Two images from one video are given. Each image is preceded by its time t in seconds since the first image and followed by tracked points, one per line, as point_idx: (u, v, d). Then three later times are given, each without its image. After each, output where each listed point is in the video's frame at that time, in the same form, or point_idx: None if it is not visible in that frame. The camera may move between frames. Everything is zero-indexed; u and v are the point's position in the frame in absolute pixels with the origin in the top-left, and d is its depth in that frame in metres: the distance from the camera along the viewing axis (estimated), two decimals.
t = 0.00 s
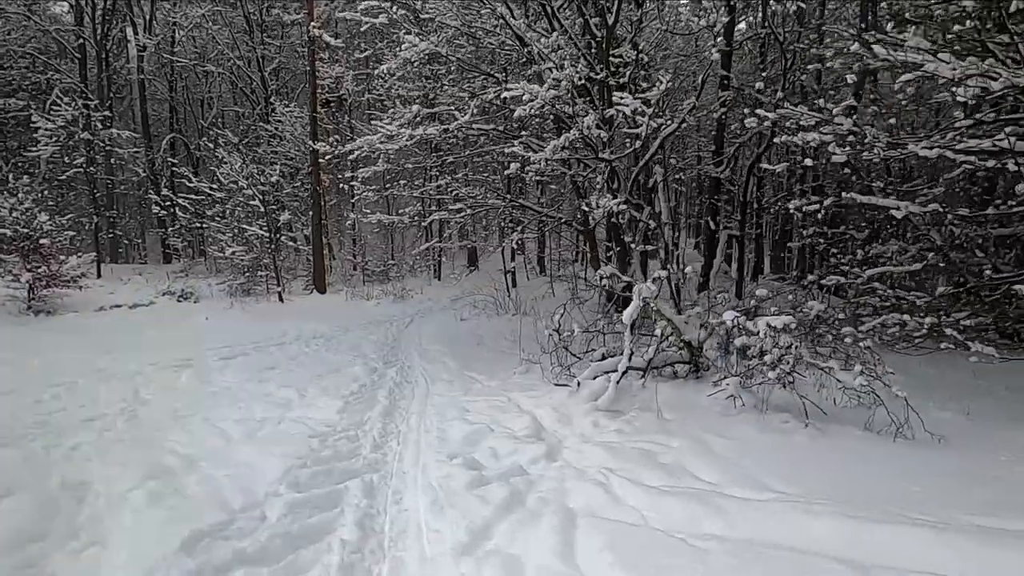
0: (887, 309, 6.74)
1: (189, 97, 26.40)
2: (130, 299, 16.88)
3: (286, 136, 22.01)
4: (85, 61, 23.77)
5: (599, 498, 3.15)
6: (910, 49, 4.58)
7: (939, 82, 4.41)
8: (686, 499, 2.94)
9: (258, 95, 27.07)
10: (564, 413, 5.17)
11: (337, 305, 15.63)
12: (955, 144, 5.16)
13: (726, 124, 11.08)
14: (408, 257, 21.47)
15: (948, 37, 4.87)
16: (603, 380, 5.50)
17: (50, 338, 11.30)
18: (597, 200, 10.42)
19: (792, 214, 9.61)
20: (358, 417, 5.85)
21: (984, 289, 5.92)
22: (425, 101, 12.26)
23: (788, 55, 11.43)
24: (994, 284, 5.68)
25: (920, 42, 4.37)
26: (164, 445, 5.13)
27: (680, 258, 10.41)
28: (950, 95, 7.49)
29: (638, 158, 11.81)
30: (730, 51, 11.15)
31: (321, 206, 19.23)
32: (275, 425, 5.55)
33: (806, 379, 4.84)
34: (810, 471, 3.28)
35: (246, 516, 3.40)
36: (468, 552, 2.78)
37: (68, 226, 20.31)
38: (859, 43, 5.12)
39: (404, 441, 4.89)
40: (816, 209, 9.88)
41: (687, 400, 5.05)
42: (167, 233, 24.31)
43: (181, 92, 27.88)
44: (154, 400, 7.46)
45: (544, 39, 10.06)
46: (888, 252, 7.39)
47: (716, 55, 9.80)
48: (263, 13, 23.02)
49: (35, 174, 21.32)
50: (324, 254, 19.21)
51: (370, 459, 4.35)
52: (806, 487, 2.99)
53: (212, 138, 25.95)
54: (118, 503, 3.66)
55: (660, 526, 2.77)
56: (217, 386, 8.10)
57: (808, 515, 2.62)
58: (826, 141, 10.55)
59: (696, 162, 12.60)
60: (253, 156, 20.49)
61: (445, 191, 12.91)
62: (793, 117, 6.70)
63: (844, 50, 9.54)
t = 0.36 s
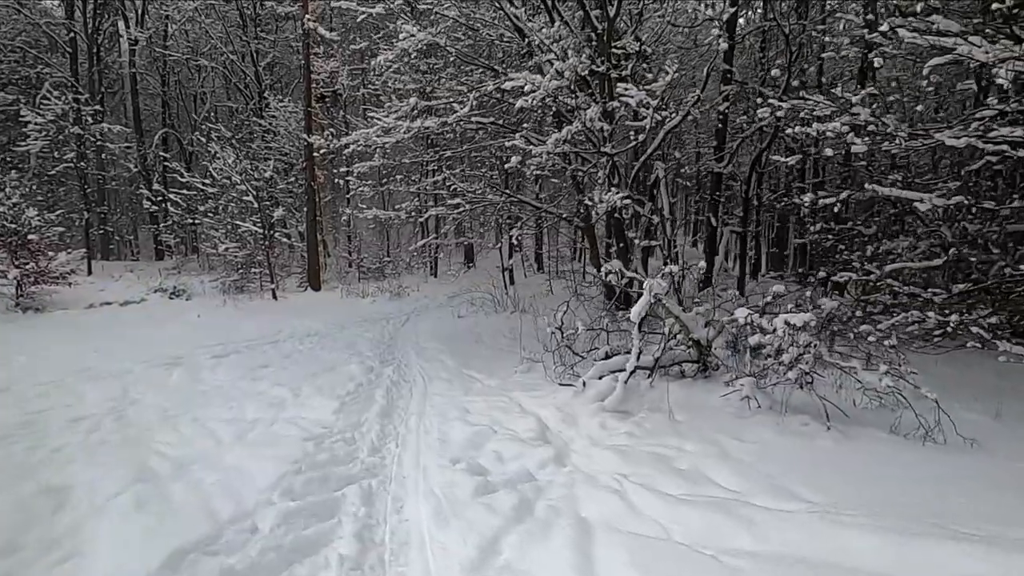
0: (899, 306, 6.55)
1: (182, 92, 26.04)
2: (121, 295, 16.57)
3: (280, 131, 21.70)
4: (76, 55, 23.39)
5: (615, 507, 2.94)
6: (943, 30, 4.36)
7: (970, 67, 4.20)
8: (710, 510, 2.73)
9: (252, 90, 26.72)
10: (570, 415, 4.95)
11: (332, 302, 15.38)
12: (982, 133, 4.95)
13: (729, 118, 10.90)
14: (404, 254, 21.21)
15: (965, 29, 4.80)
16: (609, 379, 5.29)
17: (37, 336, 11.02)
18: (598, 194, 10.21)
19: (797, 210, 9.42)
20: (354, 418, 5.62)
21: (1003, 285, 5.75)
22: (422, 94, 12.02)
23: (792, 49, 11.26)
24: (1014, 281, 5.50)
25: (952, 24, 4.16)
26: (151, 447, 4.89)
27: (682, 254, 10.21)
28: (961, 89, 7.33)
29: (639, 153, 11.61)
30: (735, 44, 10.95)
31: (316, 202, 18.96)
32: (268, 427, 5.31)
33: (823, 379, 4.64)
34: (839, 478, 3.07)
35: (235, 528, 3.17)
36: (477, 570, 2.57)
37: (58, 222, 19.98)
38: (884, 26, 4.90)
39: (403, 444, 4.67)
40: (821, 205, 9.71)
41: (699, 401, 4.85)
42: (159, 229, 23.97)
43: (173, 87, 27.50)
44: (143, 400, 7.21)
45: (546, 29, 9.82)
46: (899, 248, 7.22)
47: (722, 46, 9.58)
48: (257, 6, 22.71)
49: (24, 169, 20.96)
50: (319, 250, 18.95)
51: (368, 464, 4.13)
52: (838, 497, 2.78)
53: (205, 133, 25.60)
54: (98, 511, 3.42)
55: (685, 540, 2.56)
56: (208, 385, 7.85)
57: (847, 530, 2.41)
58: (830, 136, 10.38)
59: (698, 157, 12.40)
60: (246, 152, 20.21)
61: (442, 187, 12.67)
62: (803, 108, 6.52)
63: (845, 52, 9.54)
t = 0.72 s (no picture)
0: (917, 304, 6.33)
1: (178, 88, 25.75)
2: (114, 294, 16.30)
3: (277, 128, 21.43)
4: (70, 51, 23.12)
5: (633, 521, 2.70)
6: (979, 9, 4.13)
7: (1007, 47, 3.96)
8: (737, 526, 2.50)
9: (248, 87, 26.45)
10: (576, 418, 4.72)
11: (330, 301, 15.13)
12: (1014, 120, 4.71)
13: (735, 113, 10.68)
14: (402, 253, 20.94)
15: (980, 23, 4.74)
16: (618, 380, 5.06)
17: (27, 335, 10.77)
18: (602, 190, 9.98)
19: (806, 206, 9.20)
20: (350, 421, 5.38)
21: None
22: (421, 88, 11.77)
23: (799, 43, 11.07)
24: None
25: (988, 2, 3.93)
26: (135, 451, 4.64)
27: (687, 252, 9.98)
28: (974, 82, 7.18)
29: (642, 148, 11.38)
30: (741, 36, 10.73)
31: (313, 200, 18.71)
32: (259, 430, 5.06)
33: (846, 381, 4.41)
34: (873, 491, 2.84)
35: (217, 544, 2.93)
36: None
37: (51, 219, 19.69)
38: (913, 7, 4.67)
39: (402, 449, 4.43)
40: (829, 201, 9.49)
41: (713, 404, 4.61)
42: (154, 228, 23.67)
43: (169, 84, 27.20)
44: (131, 401, 6.95)
45: (549, 20, 9.59)
46: (913, 244, 7.01)
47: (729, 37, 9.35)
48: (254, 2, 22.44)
49: (17, 166, 20.67)
50: (316, 248, 18.70)
51: (364, 471, 3.88)
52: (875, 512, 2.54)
53: (201, 130, 25.32)
54: (71, 522, 3.18)
55: (711, 559, 2.33)
56: (200, 386, 7.60)
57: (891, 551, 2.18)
58: (837, 131, 10.18)
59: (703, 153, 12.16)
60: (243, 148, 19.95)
61: (441, 183, 12.43)
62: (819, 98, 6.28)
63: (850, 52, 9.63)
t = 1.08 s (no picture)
0: (937, 304, 6.12)
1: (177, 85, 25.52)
2: (111, 292, 16.08)
3: (276, 125, 21.21)
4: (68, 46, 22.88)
5: (656, 540, 2.50)
6: None
7: None
8: (772, 548, 2.29)
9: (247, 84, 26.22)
10: (587, 422, 4.50)
11: (329, 300, 14.91)
12: None
13: (743, 108, 10.48)
14: (403, 251, 20.72)
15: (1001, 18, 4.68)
16: (630, 383, 4.84)
17: (20, 334, 10.55)
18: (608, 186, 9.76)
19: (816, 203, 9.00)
20: (349, 424, 5.16)
21: None
22: (423, 82, 11.55)
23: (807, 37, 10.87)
24: None
25: None
26: (122, 457, 4.42)
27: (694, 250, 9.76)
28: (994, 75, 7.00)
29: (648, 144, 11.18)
30: (751, 29, 10.51)
31: (313, 197, 18.51)
32: (254, 435, 4.84)
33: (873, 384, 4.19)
34: (916, 509, 2.62)
35: (203, 565, 2.71)
36: None
37: (47, 216, 19.44)
38: None
39: (404, 454, 4.22)
40: (839, 198, 9.28)
41: (731, 407, 4.40)
42: (151, 225, 23.42)
43: (167, 80, 26.97)
44: (123, 402, 6.73)
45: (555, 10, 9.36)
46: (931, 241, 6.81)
47: (739, 29, 9.13)
48: None
49: (13, 162, 20.44)
50: (315, 246, 18.50)
51: (364, 479, 3.67)
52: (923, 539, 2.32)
53: (199, 127, 25.08)
54: (48, 539, 2.95)
55: None
56: (196, 386, 7.38)
57: None
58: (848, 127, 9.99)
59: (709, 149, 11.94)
60: (241, 145, 19.74)
61: (443, 179, 12.21)
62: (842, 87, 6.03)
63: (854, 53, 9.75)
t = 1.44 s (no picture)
0: (960, 299, 5.91)
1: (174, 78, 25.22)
2: (106, 287, 15.84)
3: (275, 117, 20.94)
4: (64, 38, 22.59)
5: (686, 557, 2.32)
6: None
7: None
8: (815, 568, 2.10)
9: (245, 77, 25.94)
10: (601, 422, 4.28)
11: (328, 295, 14.70)
12: None
13: (752, 98, 10.23)
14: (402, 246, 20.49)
15: None
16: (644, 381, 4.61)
17: (13, 329, 10.32)
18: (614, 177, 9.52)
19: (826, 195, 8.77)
20: (350, 423, 4.94)
21: None
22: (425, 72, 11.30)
23: (818, 25, 10.60)
24: None
25: None
26: (111, 458, 4.20)
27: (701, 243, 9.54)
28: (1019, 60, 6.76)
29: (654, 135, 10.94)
30: (760, 16, 10.26)
31: (311, 191, 18.27)
32: (250, 434, 4.63)
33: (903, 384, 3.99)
34: (966, 517, 2.43)
35: None
36: None
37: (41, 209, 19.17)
38: None
39: (408, 457, 4.02)
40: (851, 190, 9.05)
41: (753, 407, 4.18)
42: (148, 219, 23.16)
43: (164, 73, 26.67)
44: (116, 399, 6.52)
45: None
46: (950, 234, 6.59)
47: (750, 15, 8.89)
48: None
49: (7, 154, 20.16)
50: (313, 240, 18.28)
51: (367, 484, 3.48)
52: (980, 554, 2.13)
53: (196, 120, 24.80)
54: (26, 550, 2.74)
55: None
56: (191, 383, 7.15)
57: None
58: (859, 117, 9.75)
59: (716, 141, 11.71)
60: (239, 138, 19.48)
61: (444, 172, 11.96)
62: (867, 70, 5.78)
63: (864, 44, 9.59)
